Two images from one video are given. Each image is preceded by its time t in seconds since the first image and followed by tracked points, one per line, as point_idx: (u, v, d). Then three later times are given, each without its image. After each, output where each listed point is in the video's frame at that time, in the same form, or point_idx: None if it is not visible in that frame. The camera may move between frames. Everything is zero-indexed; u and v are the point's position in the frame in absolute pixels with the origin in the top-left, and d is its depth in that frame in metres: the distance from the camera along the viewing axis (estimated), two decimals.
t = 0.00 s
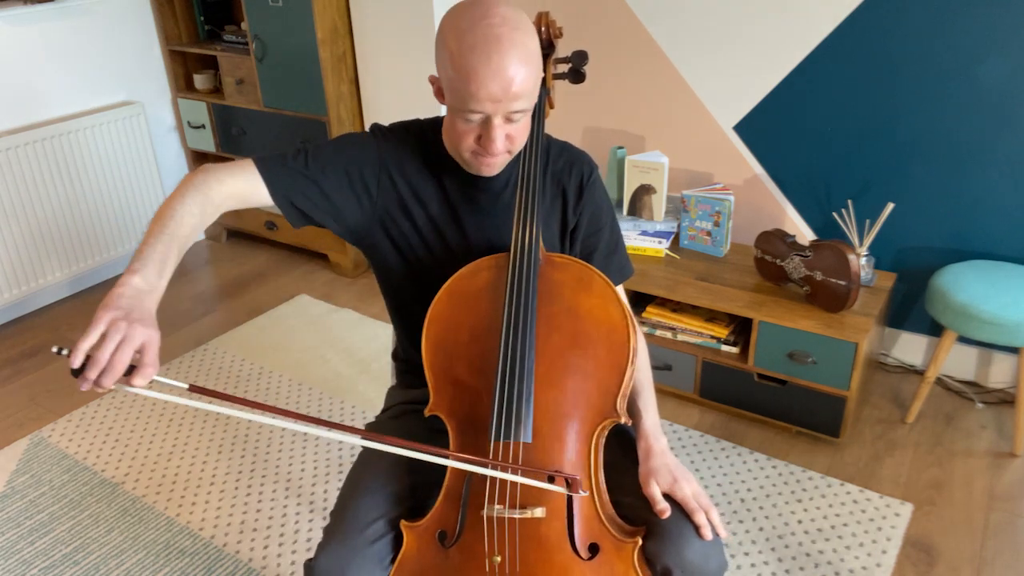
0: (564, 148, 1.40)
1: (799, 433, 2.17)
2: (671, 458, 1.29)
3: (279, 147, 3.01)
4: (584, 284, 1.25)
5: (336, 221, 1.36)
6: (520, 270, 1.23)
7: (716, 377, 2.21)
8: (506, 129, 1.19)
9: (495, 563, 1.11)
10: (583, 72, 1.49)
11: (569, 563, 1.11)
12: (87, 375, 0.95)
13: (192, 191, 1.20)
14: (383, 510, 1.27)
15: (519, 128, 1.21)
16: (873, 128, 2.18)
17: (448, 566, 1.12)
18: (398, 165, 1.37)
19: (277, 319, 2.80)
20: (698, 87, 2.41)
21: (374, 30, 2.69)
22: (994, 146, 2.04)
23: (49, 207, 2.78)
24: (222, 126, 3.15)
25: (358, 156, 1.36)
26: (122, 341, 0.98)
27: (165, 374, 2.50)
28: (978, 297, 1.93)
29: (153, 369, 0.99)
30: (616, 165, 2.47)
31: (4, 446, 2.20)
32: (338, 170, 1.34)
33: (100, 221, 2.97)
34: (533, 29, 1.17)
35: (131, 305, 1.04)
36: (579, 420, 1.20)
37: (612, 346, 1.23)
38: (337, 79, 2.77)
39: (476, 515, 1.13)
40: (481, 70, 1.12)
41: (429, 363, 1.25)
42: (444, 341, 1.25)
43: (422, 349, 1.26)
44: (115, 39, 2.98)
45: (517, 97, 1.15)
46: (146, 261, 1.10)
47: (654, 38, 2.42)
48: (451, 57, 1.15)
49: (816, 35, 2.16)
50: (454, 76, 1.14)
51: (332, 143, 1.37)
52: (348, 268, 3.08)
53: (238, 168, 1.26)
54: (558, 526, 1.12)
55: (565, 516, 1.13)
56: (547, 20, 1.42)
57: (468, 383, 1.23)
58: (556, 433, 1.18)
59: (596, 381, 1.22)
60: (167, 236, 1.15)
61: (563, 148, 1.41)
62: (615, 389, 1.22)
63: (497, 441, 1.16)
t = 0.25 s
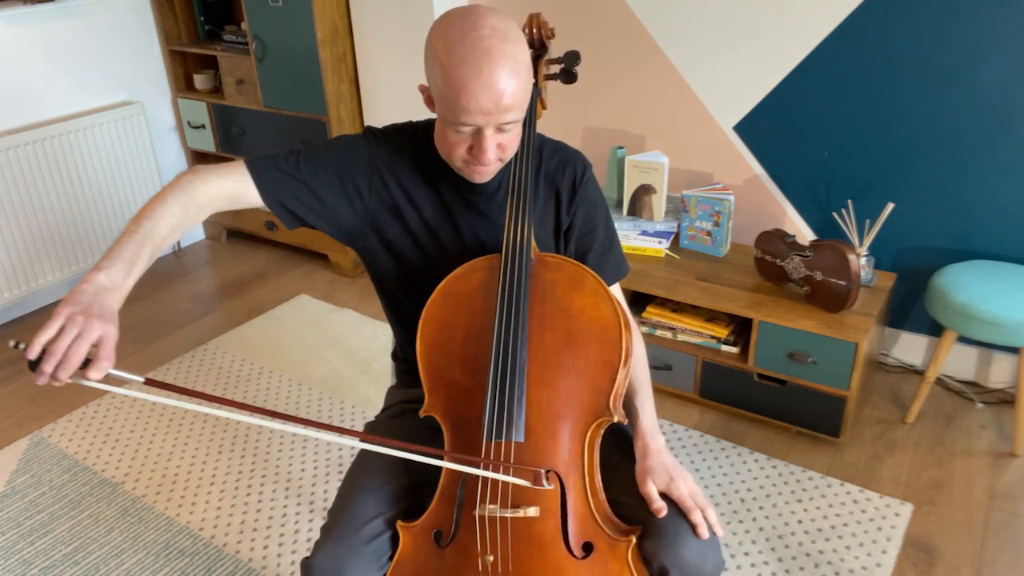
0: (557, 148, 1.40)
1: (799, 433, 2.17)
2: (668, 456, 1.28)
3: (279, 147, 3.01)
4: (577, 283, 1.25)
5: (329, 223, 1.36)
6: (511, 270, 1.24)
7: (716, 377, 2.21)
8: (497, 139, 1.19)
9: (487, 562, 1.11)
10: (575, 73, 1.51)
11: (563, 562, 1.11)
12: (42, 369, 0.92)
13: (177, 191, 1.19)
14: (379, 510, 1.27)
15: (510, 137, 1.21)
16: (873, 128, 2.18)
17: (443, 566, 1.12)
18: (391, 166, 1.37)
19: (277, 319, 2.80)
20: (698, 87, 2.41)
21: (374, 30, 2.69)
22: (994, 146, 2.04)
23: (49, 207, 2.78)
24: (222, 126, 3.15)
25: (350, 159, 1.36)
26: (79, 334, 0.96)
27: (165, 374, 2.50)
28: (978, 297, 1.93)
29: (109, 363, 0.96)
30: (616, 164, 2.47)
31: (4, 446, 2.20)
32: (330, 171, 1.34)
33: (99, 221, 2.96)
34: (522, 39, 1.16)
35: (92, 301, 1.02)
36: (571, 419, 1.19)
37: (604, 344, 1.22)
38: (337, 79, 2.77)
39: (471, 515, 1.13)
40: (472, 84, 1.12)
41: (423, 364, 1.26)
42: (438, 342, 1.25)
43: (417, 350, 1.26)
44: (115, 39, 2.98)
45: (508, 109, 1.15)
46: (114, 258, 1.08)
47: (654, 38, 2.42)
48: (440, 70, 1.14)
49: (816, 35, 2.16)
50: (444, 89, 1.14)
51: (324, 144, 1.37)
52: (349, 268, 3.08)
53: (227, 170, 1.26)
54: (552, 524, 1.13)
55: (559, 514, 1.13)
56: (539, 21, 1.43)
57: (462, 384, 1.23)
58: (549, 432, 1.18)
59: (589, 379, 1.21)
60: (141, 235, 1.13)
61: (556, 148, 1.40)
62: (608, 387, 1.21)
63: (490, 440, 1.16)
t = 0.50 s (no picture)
0: (553, 147, 1.40)
1: (799, 433, 2.17)
2: (665, 457, 1.28)
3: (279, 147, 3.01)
4: (573, 283, 1.25)
5: (325, 223, 1.37)
6: (508, 270, 1.24)
7: (716, 377, 2.21)
8: (488, 130, 1.18)
9: (484, 563, 1.11)
10: (571, 71, 1.49)
11: (560, 563, 1.11)
12: (28, 353, 0.93)
13: (171, 185, 1.19)
14: (378, 510, 1.27)
15: (501, 128, 1.20)
16: (872, 128, 2.18)
17: (440, 567, 1.12)
18: (387, 166, 1.37)
19: (277, 319, 2.80)
20: (698, 87, 2.41)
21: (375, 30, 2.69)
22: (994, 145, 2.04)
23: (49, 206, 2.78)
24: (222, 126, 3.15)
25: (344, 159, 1.36)
26: (66, 319, 0.97)
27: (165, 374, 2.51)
28: (978, 297, 1.93)
29: (95, 348, 0.97)
30: (616, 165, 2.47)
31: (4, 446, 2.20)
32: (324, 171, 1.35)
33: (99, 221, 2.96)
34: (512, 29, 1.17)
35: (81, 287, 1.02)
36: (569, 419, 1.19)
37: (601, 344, 1.22)
38: (338, 79, 2.77)
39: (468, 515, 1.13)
40: (460, 71, 1.12)
41: (420, 364, 1.26)
42: (435, 342, 1.25)
43: (413, 350, 1.26)
44: (115, 39, 2.98)
45: (497, 96, 1.15)
46: (106, 248, 1.09)
47: (654, 39, 2.42)
48: (430, 58, 1.14)
49: (816, 35, 2.16)
50: (433, 78, 1.14)
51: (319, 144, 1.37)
52: (348, 268, 3.08)
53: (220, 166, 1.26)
54: (549, 525, 1.13)
55: (556, 514, 1.14)
56: (535, 19, 1.44)
57: (459, 384, 1.23)
58: (546, 432, 1.18)
59: (586, 379, 1.21)
60: (133, 227, 1.13)
61: (552, 147, 1.40)
62: (605, 387, 1.21)
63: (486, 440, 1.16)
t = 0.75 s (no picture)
0: (557, 147, 1.41)
1: (799, 433, 2.17)
2: (667, 457, 1.28)
3: (279, 147, 3.01)
4: (576, 283, 1.25)
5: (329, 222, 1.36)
6: (511, 270, 1.24)
7: (716, 377, 2.21)
8: (478, 100, 1.21)
9: (487, 563, 1.11)
10: (574, 71, 1.51)
11: (563, 564, 1.11)
12: (56, 372, 0.93)
13: (178, 191, 1.20)
14: (380, 510, 1.27)
15: (494, 104, 1.23)
16: (872, 128, 2.18)
17: (442, 567, 1.12)
18: (390, 167, 1.38)
19: (277, 319, 2.80)
20: (698, 87, 2.41)
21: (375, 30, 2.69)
22: (994, 145, 2.04)
23: (49, 206, 2.78)
24: (222, 126, 3.15)
25: (348, 160, 1.36)
26: (94, 335, 0.96)
27: (166, 373, 2.51)
28: (978, 297, 1.93)
29: (123, 365, 0.96)
30: (616, 165, 2.47)
31: (4, 446, 2.20)
32: (329, 171, 1.35)
33: (99, 221, 2.96)
34: (508, 9, 1.23)
35: (105, 302, 1.02)
36: (572, 420, 1.19)
37: (604, 344, 1.22)
38: (337, 79, 2.77)
39: (470, 516, 1.13)
40: (451, 34, 1.18)
41: (423, 364, 1.26)
42: (438, 342, 1.25)
43: (416, 350, 1.26)
44: (114, 39, 2.98)
45: (487, 61, 1.19)
46: (125, 259, 1.09)
47: (654, 39, 2.42)
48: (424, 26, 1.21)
49: (816, 35, 2.16)
50: (426, 44, 1.20)
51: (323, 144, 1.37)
52: (348, 268, 3.08)
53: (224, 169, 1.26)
54: (552, 526, 1.12)
55: (559, 515, 1.13)
56: (539, 19, 1.45)
57: (462, 383, 1.23)
58: (549, 432, 1.18)
59: (588, 379, 1.21)
60: (147, 233, 1.14)
61: (555, 148, 1.41)
62: (608, 387, 1.21)
63: (490, 440, 1.16)
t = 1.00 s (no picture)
0: (562, 147, 1.40)
1: (799, 433, 2.17)
2: (669, 457, 1.28)
3: (279, 147, 3.01)
4: (581, 284, 1.25)
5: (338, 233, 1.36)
6: (517, 270, 1.24)
7: (716, 377, 2.21)
8: (482, 78, 1.22)
9: (492, 563, 1.10)
10: (580, 73, 1.50)
11: (566, 564, 1.10)
12: (125, 413, 0.97)
13: (195, 220, 1.18)
14: (382, 509, 1.27)
15: (498, 86, 1.24)
16: (872, 128, 2.18)
17: (445, 567, 1.12)
18: (396, 170, 1.37)
19: (277, 320, 2.79)
20: (698, 86, 2.41)
21: (375, 30, 2.69)
22: (995, 144, 2.04)
23: (50, 207, 2.78)
24: (222, 126, 3.15)
25: (355, 167, 1.36)
26: (156, 375, 1.00)
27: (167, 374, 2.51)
28: (978, 297, 1.93)
29: (187, 400, 1.00)
30: (616, 165, 2.47)
31: (4, 446, 2.20)
32: (338, 182, 1.34)
33: (100, 221, 2.97)
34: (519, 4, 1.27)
35: (162, 338, 1.05)
36: (576, 420, 1.20)
37: (609, 345, 1.22)
38: (337, 79, 2.77)
39: (474, 516, 1.13)
40: (460, 12, 1.21)
41: (427, 364, 1.26)
42: (443, 342, 1.26)
43: (421, 350, 1.26)
44: (114, 39, 2.98)
45: (493, 38, 1.21)
46: (169, 292, 1.11)
47: (654, 39, 2.42)
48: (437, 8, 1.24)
49: (816, 35, 2.16)
50: (436, 24, 1.23)
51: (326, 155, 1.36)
52: (348, 268, 3.08)
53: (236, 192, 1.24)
54: (555, 526, 1.12)
55: (563, 516, 1.13)
56: (544, 20, 1.43)
57: (466, 383, 1.23)
58: (553, 432, 1.18)
59: (593, 379, 1.21)
60: (181, 266, 1.15)
61: (561, 148, 1.40)
62: (612, 388, 1.21)
63: (495, 440, 1.16)
